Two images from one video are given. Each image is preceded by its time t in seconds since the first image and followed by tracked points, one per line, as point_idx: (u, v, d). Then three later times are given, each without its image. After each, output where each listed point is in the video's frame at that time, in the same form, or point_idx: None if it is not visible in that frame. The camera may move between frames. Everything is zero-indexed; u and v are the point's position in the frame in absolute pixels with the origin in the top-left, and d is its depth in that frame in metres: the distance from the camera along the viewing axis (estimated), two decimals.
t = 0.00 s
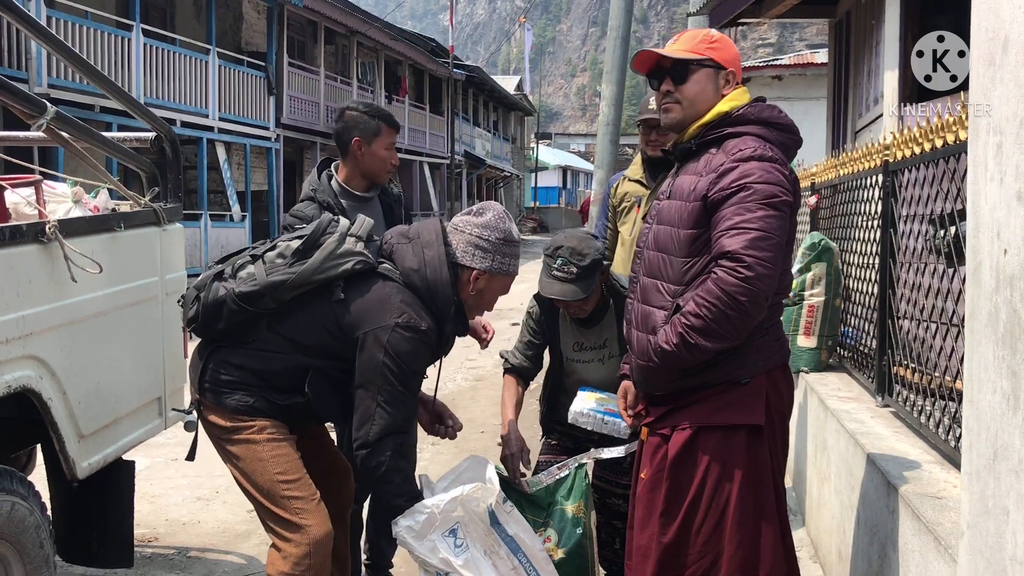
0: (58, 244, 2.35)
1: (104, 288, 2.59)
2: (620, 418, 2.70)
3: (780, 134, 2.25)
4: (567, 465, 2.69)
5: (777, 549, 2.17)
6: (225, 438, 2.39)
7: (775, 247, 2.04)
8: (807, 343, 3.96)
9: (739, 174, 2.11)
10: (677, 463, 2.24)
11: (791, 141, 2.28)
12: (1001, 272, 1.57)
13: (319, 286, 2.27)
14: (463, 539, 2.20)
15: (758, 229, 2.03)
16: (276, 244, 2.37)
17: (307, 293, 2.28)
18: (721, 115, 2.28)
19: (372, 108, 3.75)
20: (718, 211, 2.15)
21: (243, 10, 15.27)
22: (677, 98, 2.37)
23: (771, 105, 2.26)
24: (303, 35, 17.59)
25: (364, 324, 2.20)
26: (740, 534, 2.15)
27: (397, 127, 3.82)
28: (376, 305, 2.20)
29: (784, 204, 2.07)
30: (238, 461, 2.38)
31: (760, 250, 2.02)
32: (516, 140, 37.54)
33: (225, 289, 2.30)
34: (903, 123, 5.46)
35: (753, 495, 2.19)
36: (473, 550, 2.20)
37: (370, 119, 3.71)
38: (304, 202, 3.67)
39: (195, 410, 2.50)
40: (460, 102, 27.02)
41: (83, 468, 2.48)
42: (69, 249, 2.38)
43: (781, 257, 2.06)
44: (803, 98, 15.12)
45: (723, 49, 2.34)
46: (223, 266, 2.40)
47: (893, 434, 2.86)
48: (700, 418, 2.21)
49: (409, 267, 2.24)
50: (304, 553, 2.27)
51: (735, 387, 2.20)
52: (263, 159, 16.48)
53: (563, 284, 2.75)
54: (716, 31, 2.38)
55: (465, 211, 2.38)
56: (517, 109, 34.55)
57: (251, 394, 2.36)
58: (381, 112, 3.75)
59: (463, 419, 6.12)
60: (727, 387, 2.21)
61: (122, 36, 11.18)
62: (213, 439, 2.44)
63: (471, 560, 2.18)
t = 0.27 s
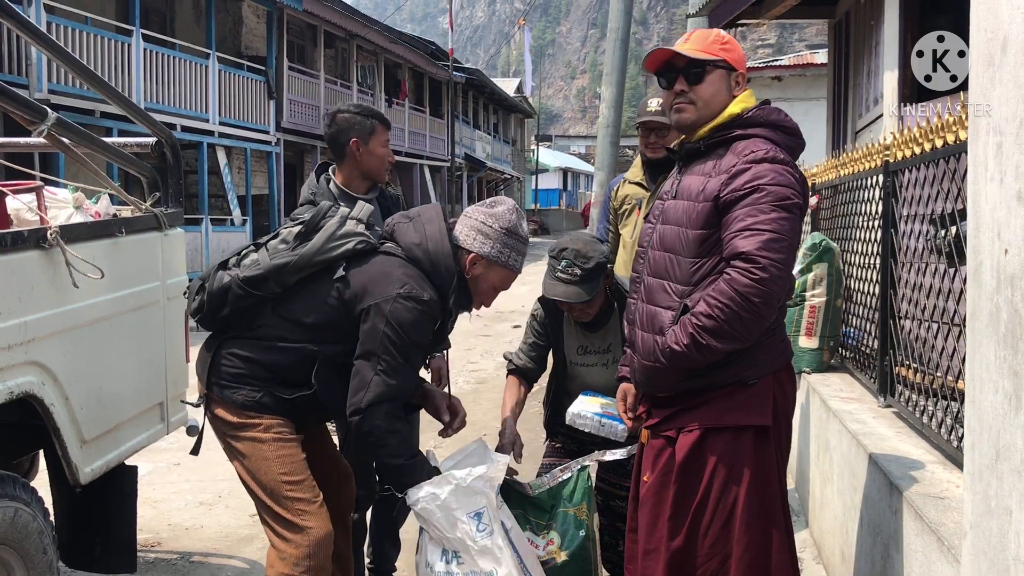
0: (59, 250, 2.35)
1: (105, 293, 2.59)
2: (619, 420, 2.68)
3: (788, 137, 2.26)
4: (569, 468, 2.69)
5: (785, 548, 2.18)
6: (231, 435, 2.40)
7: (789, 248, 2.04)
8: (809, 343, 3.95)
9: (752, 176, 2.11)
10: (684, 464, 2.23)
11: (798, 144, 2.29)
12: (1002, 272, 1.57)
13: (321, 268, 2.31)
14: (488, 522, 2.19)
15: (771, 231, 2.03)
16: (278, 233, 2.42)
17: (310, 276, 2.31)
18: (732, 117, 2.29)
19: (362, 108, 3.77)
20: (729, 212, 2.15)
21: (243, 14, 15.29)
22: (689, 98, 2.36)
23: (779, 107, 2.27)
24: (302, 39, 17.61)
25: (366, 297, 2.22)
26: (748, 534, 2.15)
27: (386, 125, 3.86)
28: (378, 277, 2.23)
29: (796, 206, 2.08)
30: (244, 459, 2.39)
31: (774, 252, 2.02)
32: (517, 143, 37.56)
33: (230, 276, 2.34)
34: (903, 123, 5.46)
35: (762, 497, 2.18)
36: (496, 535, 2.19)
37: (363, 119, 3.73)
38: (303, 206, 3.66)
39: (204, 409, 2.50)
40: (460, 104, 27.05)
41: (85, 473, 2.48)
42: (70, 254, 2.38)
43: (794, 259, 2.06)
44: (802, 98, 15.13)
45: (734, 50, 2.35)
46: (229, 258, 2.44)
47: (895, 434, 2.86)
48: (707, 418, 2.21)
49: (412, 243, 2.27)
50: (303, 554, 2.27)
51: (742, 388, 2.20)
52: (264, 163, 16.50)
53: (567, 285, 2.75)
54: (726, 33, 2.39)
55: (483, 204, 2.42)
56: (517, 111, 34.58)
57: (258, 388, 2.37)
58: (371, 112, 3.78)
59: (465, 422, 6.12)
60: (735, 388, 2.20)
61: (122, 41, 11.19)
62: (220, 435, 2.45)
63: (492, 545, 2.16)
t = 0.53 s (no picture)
0: (63, 254, 2.36)
1: (108, 297, 2.59)
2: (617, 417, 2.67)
3: (794, 137, 2.26)
4: (573, 470, 2.65)
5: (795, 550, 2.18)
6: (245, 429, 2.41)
7: (800, 247, 2.04)
8: (812, 343, 3.94)
9: (762, 176, 2.11)
10: (695, 466, 2.23)
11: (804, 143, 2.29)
12: (1005, 271, 1.57)
13: (320, 234, 2.34)
14: (516, 527, 2.15)
15: (783, 231, 2.04)
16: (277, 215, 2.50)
17: (311, 243, 2.34)
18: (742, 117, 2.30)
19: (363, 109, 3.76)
20: (739, 212, 2.15)
21: (243, 18, 15.31)
22: (701, 97, 2.36)
23: (785, 108, 2.28)
24: (303, 42, 17.64)
25: (365, 246, 2.23)
26: (759, 535, 2.15)
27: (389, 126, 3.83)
28: (374, 227, 2.24)
29: (807, 206, 2.09)
30: (255, 454, 2.40)
31: (786, 252, 2.02)
32: (518, 145, 37.60)
33: (234, 256, 2.39)
34: (904, 123, 5.46)
35: (774, 500, 2.19)
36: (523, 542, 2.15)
37: (363, 121, 3.72)
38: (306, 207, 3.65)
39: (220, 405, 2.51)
40: (461, 107, 27.07)
41: (90, 477, 2.48)
42: (74, 259, 2.38)
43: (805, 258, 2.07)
44: (803, 99, 15.13)
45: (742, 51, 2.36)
46: (234, 245, 2.50)
47: (899, 434, 2.85)
48: (718, 419, 2.21)
49: (405, 192, 2.30)
50: (303, 556, 2.29)
51: (753, 388, 2.20)
52: (265, 166, 16.52)
53: (568, 271, 2.75)
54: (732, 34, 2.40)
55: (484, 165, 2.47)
56: (518, 113, 34.61)
57: (273, 379, 2.36)
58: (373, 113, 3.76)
59: (468, 424, 6.12)
60: (745, 389, 2.21)
61: (123, 46, 11.21)
62: (233, 427, 2.46)
63: (515, 550, 2.11)
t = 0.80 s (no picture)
0: (65, 258, 2.36)
1: (111, 301, 2.60)
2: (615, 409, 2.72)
3: (795, 136, 2.26)
4: (576, 470, 2.67)
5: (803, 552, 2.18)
6: (255, 433, 2.41)
7: (804, 246, 2.04)
8: (815, 343, 3.93)
9: (765, 176, 2.11)
10: (702, 466, 2.23)
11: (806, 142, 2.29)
12: (1008, 270, 1.57)
13: (308, 227, 2.42)
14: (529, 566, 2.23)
15: (787, 231, 2.03)
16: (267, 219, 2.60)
17: (301, 236, 2.42)
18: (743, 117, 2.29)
19: (372, 112, 3.75)
20: (743, 213, 2.15)
21: (245, 21, 15.34)
22: (698, 100, 2.36)
23: (787, 107, 2.28)
24: (305, 45, 17.67)
25: (352, 230, 2.27)
26: (769, 535, 2.15)
27: (396, 134, 3.80)
28: (359, 212, 2.29)
29: (810, 204, 2.08)
30: (266, 457, 2.39)
31: (791, 251, 2.02)
32: (519, 146, 37.61)
33: (228, 260, 2.46)
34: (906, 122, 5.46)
35: (782, 500, 2.19)
36: None
37: (367, 123, 3.72)
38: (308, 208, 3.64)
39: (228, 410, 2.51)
40: (463, 108, 27.09)
41: (94, 480, 2.48)
42: (77, 262, 2.39)
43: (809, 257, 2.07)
44: (805, 98, 15.13)
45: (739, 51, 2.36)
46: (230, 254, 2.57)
47: (903, 433, 2.85)
48: (725, 420, 2.20)
49: (389, 179, 2.37)
50: (322, 559, 2.28)
51: (760, 388, 2.20)
52: (267, 169, 16.54)
53: (567, 258, 2.75)
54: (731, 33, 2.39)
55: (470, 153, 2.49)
56: (519, 114, 34.62)
57: (279, 380, 2.36)
58: (380, 117, 3.74)
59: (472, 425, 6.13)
60: (750, 390, 2.20)
61: (125, 50, 11.23)
62: (243, 432, 2.46)
63: None
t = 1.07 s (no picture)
0: (67, 264, 2.37)
1: (113, 306, 2.60)
2: (619, 404, 2.75)
3: (797, 138, 2.26)
4: (578, 473, 2.69)
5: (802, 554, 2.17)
6: (238, 444, 2.44)
7: (801, 250, 2.04)
8: (816, 344, 3.94)
9: (764, 178, 2.11)
10: (699, 469, 2.23)
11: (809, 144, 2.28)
12: (1007, 270, 1.57)
13: (309, 272, 2.35)
14: None
15: (784, 233, 2.03)
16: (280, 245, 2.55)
17: (300, 279, 2.36)
18: (737, 120, 2.29)
19: (375, 118, 3.76)
20: (741, 214, 2.15)
21: (246, 25, 15.36)
22: (682, 117, 2.41)
23: (790, 108, 2.27)
24: (305, 49, 17.69)
25: (345, 303, 2.21)
26: (766, 536, 2.14)
27: (399, 139, 3.80)
28: (355, 284, 2.22)
29: (809, 207, 2.08)
30: (250, 467, 2.42)
31: (787, 254, 2.02)
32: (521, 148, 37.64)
33: (229, 284, 2.45)
34: (907, 122, 5.46)
35: (780, 502, 2.18)
36: None
37: (369, 129, 3.73)
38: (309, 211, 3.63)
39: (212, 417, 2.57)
40: (464, 111, 27.11)
41: (97, 486, 2.49)
42: (78, 268, 2.39)
43: (807, 260, 2.06)
44: (806, 99, 15.14)
45: (713, 54, 2.33)
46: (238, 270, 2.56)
47: (905, 434, 2.85)
48: (722, 423, 2.20)
49: (393, 246, 2.24)
50: (309, 562, 2.28)
51: (756, 391, 2.20)
52: (269, 173, 16.57)
53: (570, 267, 2.75)
54: (703, 37, 2.38)
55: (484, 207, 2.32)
56: (520, 116, 34.65)
57: (257, 399, 2.40)
58: (383, 122, 3.75)
59: (475, 428, 6.13)
60: (746, 391, 2.20)
61: (126, 55, 11.26)
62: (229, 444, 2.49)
63: None
